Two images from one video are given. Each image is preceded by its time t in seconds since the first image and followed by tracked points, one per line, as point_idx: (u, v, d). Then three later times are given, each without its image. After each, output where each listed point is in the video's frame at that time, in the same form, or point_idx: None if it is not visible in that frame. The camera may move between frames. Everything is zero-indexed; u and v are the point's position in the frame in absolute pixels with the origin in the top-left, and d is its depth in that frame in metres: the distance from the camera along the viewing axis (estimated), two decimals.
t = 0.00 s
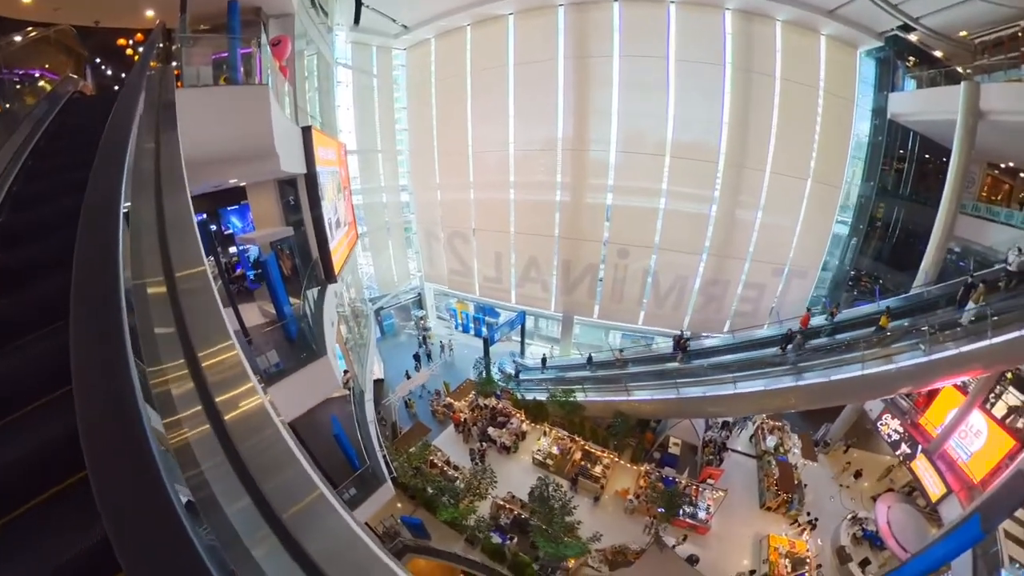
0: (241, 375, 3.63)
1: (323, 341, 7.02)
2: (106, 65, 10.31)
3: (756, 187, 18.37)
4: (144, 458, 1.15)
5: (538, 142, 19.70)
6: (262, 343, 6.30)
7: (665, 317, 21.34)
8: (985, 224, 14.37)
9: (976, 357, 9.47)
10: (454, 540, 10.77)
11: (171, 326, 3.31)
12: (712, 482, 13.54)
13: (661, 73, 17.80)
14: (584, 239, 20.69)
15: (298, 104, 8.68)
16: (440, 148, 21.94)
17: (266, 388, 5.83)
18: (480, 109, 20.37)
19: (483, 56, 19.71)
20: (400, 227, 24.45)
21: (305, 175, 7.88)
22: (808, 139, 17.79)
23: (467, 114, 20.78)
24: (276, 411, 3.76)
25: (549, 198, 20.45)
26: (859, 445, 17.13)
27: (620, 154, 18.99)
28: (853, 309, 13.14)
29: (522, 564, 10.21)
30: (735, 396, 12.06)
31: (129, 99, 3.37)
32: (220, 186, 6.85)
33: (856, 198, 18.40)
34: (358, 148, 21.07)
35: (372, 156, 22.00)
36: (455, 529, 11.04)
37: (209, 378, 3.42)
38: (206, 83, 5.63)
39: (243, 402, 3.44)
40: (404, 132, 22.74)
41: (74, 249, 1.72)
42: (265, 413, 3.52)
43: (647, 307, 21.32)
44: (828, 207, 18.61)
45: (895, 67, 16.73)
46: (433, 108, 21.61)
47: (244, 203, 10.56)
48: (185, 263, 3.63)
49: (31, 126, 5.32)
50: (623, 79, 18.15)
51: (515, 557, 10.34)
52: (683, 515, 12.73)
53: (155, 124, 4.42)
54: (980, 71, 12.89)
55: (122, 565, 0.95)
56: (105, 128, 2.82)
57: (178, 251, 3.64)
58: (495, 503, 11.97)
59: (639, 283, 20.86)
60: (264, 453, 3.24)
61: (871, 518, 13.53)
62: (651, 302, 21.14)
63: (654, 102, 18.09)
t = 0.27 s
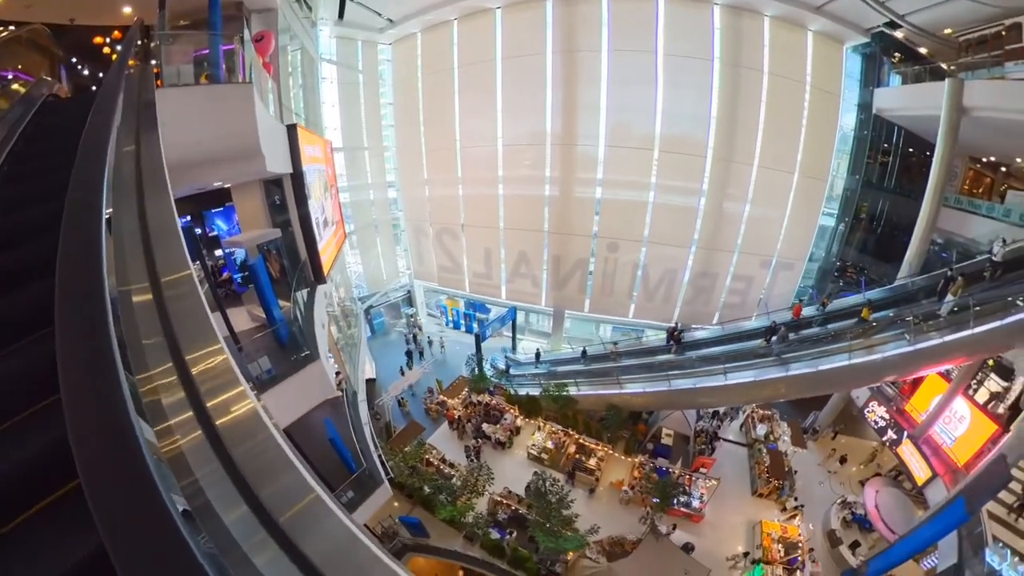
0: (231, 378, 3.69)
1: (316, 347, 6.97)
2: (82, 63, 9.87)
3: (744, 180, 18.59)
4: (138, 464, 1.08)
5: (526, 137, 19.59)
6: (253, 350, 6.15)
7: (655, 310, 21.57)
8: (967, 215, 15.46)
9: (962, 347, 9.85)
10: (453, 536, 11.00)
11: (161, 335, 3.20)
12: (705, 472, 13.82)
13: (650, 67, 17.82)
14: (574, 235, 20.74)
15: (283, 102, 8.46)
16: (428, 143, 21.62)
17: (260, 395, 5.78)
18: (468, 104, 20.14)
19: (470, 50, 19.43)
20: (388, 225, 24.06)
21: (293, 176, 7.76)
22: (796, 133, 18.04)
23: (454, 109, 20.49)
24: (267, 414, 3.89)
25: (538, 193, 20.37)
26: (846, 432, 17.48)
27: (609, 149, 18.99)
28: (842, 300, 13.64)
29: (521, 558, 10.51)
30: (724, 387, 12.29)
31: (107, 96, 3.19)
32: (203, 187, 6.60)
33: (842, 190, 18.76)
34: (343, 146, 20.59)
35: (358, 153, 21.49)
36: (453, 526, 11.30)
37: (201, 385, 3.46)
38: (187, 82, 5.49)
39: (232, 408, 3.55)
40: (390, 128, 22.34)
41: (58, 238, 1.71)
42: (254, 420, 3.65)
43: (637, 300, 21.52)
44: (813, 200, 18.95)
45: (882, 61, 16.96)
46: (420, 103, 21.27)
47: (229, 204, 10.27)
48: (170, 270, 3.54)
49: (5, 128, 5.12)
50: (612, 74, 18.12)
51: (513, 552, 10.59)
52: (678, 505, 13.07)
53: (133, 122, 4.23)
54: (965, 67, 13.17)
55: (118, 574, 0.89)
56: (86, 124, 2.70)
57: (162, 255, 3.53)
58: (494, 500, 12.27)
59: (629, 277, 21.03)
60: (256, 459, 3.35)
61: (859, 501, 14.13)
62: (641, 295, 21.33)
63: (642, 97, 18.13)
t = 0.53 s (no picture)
0: (219, 381, 3.51)
1: (310, 350, 6.87)
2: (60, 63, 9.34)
3: (733, 175, 18.76)
4: (124, 474, 1.18)
5: (516, 132, 19.49)
6: (245, 356, 6.06)
7: (647, 305, 21.75)
8: (953, 209, 16.54)
9: (947, 339, 10.16)
10: (453, 534, 11.23)
11: (150, 342, 3.10)
12: (699, 464, 14.06)
13: (639, 62, 17.81)
14: (566, 231, 20.77)
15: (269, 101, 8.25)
16: (417, 140, 21.33)
17: (256, 403, 5.80)
18: (458, 101, 19.92)
19: (458, 45, 19.20)
20: (378, 224, 23.73)
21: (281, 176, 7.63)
22: (784, 127, 18.22)
23: (443, 105, 20.25)
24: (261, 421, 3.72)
25: (530, 188, 20.33)
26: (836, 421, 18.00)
27: (600, 144, 19.02)
28: (833, 293, 13.92)
29: (521, 554, 10.82)
30: (717, 380, 12.57)
31: (88, 97, 3.05)
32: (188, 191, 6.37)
33: (830, 185, 19.19)
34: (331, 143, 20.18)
35: (346, 151, 21.11)
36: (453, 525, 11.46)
37: (189, 394, 3.28)
38: (170, 83, 5.43)
39: (224, 414, 3.38)
40: (377, 125, 22.00)
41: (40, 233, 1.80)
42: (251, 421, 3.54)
43: (629, 295, 21.66)
44: (802, 194, 19.21)
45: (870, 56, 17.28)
46: (408, 99, 20.94)
47: (217, 207, 10.00)
48: (155, 274, 3.44)
49: None
50: (602, 69, 18.10)
51: (514, 548, 10.85)
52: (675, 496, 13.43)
53: (116, 124, 4.06)
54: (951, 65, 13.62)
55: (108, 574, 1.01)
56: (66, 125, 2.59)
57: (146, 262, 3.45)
58: (490, 496, 12.39)
59: (620, 272, 21.16)
60: (252, 467, 3.23)
61: (849, 488, 14.50)
62: (633, 290, 21.47)
63: (631, 92, 18.17)
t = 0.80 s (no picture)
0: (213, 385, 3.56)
1: (306, 351, 6.92)
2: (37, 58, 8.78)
3: (728, 171, 18.86)
4: (105, 478, 1.22)
5: (508, 130, 19.46)
6: (242, 361, 5.96)
7: (643, 301, 21.86)
8: (943, 205, 17.10)
9: (937, 331, 10.23)
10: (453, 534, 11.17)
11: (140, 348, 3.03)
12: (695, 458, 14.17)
13: (633, 58, 17.81)
14: (561, 228, 20.79)
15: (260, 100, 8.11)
16: (411, 137, 21.11)
17: (254, 410, 5.81)
18: (452, 98, 19.79)
19: (452, 41, 19.03)
20: (372, 223, 23.51)
21: (273, 176, 7.58)
22: (778, 123, 18.34)
23: (437, 102, 20.09)
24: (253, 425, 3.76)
25: (525, 184, 20.26)
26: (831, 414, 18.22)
27: (595, 141, 19.03)
28: (828, 288, 14.12)
29: (521, 551, 10.87)
30: (713, 375, 12.62)
31: (75, 92, 2.94)
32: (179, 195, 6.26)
33: (823, 181, 19.22)
34: (324, 142, 19.97)
35: (339, 149, 20.85)
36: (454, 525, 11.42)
37: (183, 402, 3.27)
38: (159, 84, 5.38)
39: (215, 418, 3.42)
40: (370, 122, 21.75)
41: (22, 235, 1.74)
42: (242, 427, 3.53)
43: (624, 291, 21.76)
44: (796, 190, 19.34)
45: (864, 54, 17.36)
46: (401, 95, 20.70)
47: (208, 208, 9.83)
48: (144, 278, 3.40)
49: None
50: (597, 66, 18.06)
51: (514, 546, 10.91)
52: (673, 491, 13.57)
53: (102, 126, 3.90)
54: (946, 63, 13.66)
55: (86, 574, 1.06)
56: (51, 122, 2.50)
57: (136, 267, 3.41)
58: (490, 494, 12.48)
59: (615, 268, 21.24)
60: (244, 471, 3.25)
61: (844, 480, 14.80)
62: (628, 286, 21.57)
63: (625, 89, 18.18)
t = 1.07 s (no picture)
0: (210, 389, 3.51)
1: (304, 353, 6.89)
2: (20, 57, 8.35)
3: (724, 167, 18.93)
4: (104, 481, 1.22)
5: (503, 126, 19.41)
6: (240, 366, 6.00)
7: (639, 298, 21.96)
8: (937, 202, 17.34)
9: (930, 329, 10.50)
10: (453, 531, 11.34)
11: (136, 352, 2.99)
12: (693, 453, 14.57)
13: (630, 54, 17.76)
14: (558, 225, 20.79)
15: (253, 99, 8.00)
16: (405, 134, 20.93)
17: (254, 414, 5.79)
18: (448, 96, 19.64)
19: (446, 37, 18.86)
20: (367, 221, 23.33)
21: (268, 177, 7.56)
22: (774, 119, 18.40)
23: (432, 100, 19.95)
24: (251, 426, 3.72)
25: (520, 180, 20.21)
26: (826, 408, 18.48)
27: (592, 138, 19.00)
28: (825, 283, 14.22)
29: (522, 548, 10.99)
30: (711, 371, 12.81)
31: (63, 94, 2.87)
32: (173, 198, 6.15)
33: (818, 176, 19.40)
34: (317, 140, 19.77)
35: (333, 147, 20.63)
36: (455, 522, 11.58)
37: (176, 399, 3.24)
38: (155, 83, 5.32)
39: (217, 421, 3.42)
40: (365, 120, 21.54)
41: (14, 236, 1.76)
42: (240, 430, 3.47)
43: (621, 288, 21.83)
44: (792, 187, 19.44)
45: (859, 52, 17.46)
46: (395, 92, 20.50)
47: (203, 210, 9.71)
48: (138, 282, 3.37)
49: None
50: (593, 62, 18.00)
51: (515, 542, 11.03)
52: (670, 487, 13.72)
53: (92, 129, 3.74)
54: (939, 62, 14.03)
55: None
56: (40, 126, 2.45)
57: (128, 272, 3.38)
58: (489, 492, 12.57)
59: (612, 265, 21.30)
60: (243, 473, 3.20)
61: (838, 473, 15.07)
62: (625, 283, 21.65)
63: (621, 86, 18.14)
